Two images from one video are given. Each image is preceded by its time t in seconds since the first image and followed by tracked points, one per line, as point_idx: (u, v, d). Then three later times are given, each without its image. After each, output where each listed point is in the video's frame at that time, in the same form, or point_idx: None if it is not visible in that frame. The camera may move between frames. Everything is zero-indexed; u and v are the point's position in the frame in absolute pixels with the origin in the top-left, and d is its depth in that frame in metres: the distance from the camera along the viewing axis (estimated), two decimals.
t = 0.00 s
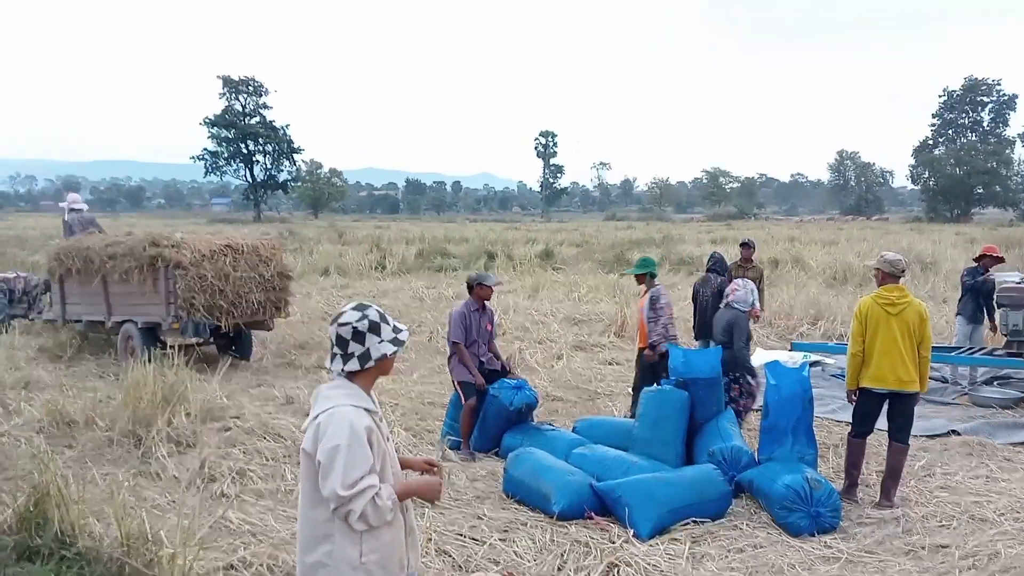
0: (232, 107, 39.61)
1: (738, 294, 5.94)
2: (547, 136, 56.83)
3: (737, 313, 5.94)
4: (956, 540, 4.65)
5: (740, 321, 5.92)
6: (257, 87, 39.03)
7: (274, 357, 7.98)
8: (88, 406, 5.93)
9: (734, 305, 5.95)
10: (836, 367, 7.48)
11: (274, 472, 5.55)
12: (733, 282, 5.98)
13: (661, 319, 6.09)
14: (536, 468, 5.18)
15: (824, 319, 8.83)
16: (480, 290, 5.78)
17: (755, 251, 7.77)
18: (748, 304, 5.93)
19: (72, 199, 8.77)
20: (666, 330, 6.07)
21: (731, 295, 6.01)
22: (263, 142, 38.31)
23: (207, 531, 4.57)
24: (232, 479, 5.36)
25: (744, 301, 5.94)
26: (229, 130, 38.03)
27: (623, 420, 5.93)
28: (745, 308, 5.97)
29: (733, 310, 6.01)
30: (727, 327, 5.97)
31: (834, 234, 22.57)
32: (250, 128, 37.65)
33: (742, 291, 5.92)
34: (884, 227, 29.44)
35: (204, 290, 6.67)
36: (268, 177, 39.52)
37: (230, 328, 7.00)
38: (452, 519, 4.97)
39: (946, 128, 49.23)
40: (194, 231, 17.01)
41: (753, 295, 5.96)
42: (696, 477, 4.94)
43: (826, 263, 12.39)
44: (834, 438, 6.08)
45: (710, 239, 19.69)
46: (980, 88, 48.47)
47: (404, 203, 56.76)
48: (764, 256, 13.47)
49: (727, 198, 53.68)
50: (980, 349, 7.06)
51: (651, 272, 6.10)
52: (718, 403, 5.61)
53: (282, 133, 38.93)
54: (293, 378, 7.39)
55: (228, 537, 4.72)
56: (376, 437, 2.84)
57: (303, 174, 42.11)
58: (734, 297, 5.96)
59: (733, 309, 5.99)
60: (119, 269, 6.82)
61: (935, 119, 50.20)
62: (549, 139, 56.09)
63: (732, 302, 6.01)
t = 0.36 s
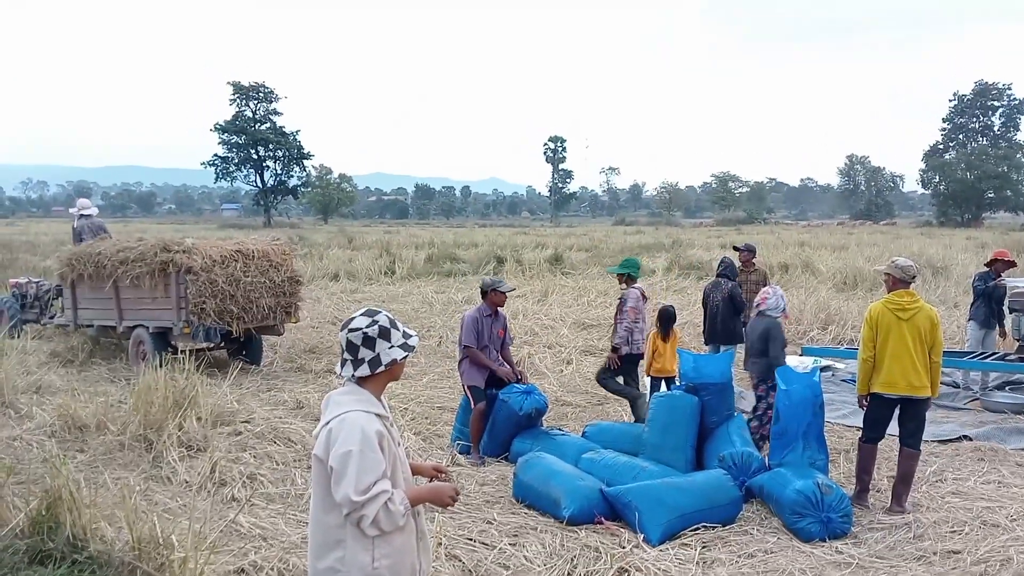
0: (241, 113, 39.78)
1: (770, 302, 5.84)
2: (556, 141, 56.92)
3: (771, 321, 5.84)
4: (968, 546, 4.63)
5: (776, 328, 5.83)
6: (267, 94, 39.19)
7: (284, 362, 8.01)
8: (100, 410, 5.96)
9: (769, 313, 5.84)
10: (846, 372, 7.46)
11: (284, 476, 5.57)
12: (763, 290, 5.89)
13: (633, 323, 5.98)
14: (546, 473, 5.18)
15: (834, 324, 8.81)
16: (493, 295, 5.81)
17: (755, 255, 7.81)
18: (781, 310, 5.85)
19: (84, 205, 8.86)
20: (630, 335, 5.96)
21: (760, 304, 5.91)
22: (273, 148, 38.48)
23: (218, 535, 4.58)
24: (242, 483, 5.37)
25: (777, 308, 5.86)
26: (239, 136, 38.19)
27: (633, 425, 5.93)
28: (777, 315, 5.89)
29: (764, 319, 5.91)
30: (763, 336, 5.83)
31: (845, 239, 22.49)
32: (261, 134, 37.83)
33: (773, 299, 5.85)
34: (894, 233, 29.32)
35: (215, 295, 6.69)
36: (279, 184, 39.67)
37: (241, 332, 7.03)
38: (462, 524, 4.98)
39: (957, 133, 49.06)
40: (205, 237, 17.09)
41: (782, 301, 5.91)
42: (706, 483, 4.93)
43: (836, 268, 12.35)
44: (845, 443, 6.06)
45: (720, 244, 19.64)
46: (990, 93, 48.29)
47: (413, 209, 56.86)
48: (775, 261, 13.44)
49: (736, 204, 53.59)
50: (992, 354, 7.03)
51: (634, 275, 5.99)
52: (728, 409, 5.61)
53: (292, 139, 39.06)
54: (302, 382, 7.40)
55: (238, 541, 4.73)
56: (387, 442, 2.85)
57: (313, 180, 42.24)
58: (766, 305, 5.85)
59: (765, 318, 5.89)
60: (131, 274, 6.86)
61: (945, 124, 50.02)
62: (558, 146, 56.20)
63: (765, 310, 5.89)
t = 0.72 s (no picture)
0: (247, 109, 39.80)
1: (798, 291, 5.84)
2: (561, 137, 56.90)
3: (801, 310, 5.83)
4: (974, 541, 4.63)
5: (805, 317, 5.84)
6: (273, 90, 39.20)
7: (290, 356, 8.02)
8: (106, 404, 5.97)
9: (797, 303, 5.80)
10: (853, 367, 7.45)
11: (290, 470, 5.58)
12: (787, 281, 5.84)
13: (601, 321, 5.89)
14: (553, 468, 5.19)
15: (841, 319, 8.78)
16: (502, 290, 5.81)
17: (754, 251, 7.87)
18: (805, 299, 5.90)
19: (92, 199, 8.90)
20: (595, 330, 5.87)
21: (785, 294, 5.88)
22: (279, 144, 38.51)
23: (224, 529, 4.59)
24: (248, 477, 5.39)
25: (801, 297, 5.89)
26: (245, 132, 38.20)
27: (638, 420, 5.94)
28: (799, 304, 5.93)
29: (789, 310, 5.87)
30: (797, 326, 5.79)
31: (852, 234, 22.41)
32: (267, 130, 37.87)
33: (799, 288, 5.86)
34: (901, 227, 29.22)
35: (221, 289, 6.69)
36: (285, 180, 39.69)
37: (248, 327, 7.04)
38: (467, 518, 4.98)
39: (964, 128, 48.85)
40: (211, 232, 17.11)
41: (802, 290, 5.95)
42: (712, 478, 4.93)
43: (843, 262, 12.32)
44: (851, 438, 6.05)
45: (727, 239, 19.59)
46: (998, 87, 48.03)
47: (419, 204, 56.83)
48: (781, 255, 13.41)
49: (742, 199, 53.47)
50: (999, 348, 7.01)
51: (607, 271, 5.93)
52: (734, 404, 5.61)
53: (298, 135, 39.08)
54: (308, 377, 7.42)
55: (244, 535, 4.74)
56: (394, 437, 2.85)
57: (319, 176, 42.25)
58: (795, 294, 5.83)
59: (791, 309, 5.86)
60: (137, 269, 6.88)
61: (952, 119, 49.79)
62: (565, 141, 56.26)
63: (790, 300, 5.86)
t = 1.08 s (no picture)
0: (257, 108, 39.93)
1: (829, 292, 5.87)
2: (571, 136, 56.87)
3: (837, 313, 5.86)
4: (988, 542, 4.60)
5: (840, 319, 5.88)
6: (284, 90, 39.32)
7: (302, 355, 8.05)
8: (120, 404, 6.01)
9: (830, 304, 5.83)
10: (865, 367, 7.42)
11: (302, 469, 5.60)
12: (822, 282, 5.80)
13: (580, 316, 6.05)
14: (564, 467, 5.19)
15: (853, 319, 8.75)
16: (517, 290, 5.79)
17: (764, 249, 7.84)
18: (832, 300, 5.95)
19: (109, 200, 8.98)
20: (572, 325, 6.04)
21: (819, 296, 5.86)
22: (291, 143, 38.64)
23: (237, 528, 4.61)
24: (260, 476, 5.41)
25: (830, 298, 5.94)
26: (257, 132, 38.31)
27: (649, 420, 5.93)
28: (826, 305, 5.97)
29: (822, 311, 5.85)
30: (838, 328, 5.80)
31: (865, 233, 22.31)
32: (279, 130, 37.98)
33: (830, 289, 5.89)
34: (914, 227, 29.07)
35: (233, 289, 6.73)
36: (296, 179, 39.79)
37: (260, 326, 7.08)
38: (479, 518, 4.99)
39: (977, 127, 48.58)
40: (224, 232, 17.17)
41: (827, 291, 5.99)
42: (724, 478, 4.92)
43: (856, 262, 12.27)
44: (863, 438, 6.03)
45: (739, 238, 19.53)
46: (1011, 86, 47.71)
47: (429, 203, 56.85)
48: (793, 255, 13.36)
49: (752, 198, 53.31)
50: (1013, 349, 6.97)
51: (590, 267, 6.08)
52: (746, 404, 5.61)
53: (309, 135, 39.20)
54: (320, 376, 7.44)
55: (257, 534, 4.75)
56: (407, 435, 2.86)
57: (329, 176, 42.33)
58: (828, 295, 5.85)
59: (824, 309, 5.86)
60: (149, 269, 6.92)
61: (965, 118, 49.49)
62: (575, 141, 56.23)
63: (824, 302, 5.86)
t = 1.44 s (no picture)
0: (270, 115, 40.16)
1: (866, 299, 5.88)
2: (583, 142, 56.94)
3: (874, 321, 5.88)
4: (1004, 552, 4.57)
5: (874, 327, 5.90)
6: (298, 96, 39.54)
7: (315, 362, 8.09)
8: (134, 410, 6.04)
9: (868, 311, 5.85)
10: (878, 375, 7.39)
11: (316, 476, 5.62)
12: (862, 290, 5.78)
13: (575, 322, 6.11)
14: (576, 474, 5.18)
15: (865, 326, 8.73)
16: (542, 297, 5.82)
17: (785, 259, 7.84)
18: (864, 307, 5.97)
19: (129, 208, 9.08)
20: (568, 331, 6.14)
21: (858, 303, 5.84)
22: (304, 150, 38.84)
23: (251, 535, 4.63)
24: (274, 483, 5.43)
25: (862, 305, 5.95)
26: (270, 138, 38.52)
27: (662, 428, 5.93)
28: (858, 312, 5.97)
29: (861, 317, 5.85)
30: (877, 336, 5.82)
31: (878, 241, 22.23)
32: (292, 136, 38.20)
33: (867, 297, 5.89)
34: (928, 233, 28.94)
35: (247, 295, 6.80)
36: (309, 186, 39.95)
37: (273, 333, 7.13)
38: (491, 525, 4.99)
39: (991, 132, 48.38)
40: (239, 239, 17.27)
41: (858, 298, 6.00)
42: (738, 486, 4.91)
43: (869, 269, 12.24)
44: (877, 447, 6.00)
45: (751, 245, 19.49)
46: None
47: (441, 209, 56.92)
48: (806, 262, 13.33)
49: (764, 204, 53.17)
50: None
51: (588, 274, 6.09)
52: (760, 412, 5.60)
53: (322, 142, 39.40)
54: (333, 383, 7.47)
55: (270, 540, 4.76)
56: (421, 441, 2.87)
57: (342, 182, 42.48)
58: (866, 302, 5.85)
59: (862, 316, 5.86)
60: (164, 275, 6.97)
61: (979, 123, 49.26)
62: (587, 146, 56.27)
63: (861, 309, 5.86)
